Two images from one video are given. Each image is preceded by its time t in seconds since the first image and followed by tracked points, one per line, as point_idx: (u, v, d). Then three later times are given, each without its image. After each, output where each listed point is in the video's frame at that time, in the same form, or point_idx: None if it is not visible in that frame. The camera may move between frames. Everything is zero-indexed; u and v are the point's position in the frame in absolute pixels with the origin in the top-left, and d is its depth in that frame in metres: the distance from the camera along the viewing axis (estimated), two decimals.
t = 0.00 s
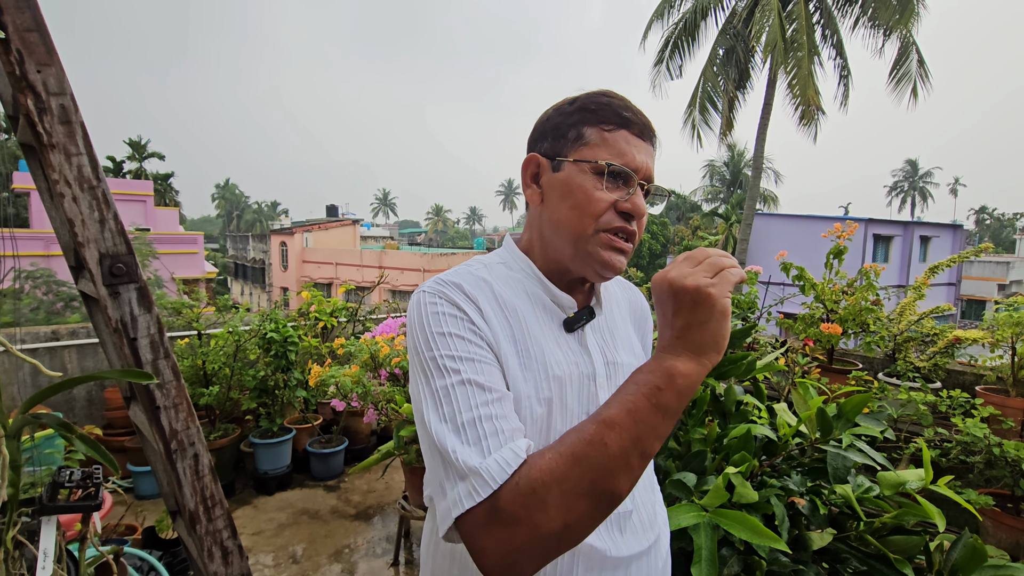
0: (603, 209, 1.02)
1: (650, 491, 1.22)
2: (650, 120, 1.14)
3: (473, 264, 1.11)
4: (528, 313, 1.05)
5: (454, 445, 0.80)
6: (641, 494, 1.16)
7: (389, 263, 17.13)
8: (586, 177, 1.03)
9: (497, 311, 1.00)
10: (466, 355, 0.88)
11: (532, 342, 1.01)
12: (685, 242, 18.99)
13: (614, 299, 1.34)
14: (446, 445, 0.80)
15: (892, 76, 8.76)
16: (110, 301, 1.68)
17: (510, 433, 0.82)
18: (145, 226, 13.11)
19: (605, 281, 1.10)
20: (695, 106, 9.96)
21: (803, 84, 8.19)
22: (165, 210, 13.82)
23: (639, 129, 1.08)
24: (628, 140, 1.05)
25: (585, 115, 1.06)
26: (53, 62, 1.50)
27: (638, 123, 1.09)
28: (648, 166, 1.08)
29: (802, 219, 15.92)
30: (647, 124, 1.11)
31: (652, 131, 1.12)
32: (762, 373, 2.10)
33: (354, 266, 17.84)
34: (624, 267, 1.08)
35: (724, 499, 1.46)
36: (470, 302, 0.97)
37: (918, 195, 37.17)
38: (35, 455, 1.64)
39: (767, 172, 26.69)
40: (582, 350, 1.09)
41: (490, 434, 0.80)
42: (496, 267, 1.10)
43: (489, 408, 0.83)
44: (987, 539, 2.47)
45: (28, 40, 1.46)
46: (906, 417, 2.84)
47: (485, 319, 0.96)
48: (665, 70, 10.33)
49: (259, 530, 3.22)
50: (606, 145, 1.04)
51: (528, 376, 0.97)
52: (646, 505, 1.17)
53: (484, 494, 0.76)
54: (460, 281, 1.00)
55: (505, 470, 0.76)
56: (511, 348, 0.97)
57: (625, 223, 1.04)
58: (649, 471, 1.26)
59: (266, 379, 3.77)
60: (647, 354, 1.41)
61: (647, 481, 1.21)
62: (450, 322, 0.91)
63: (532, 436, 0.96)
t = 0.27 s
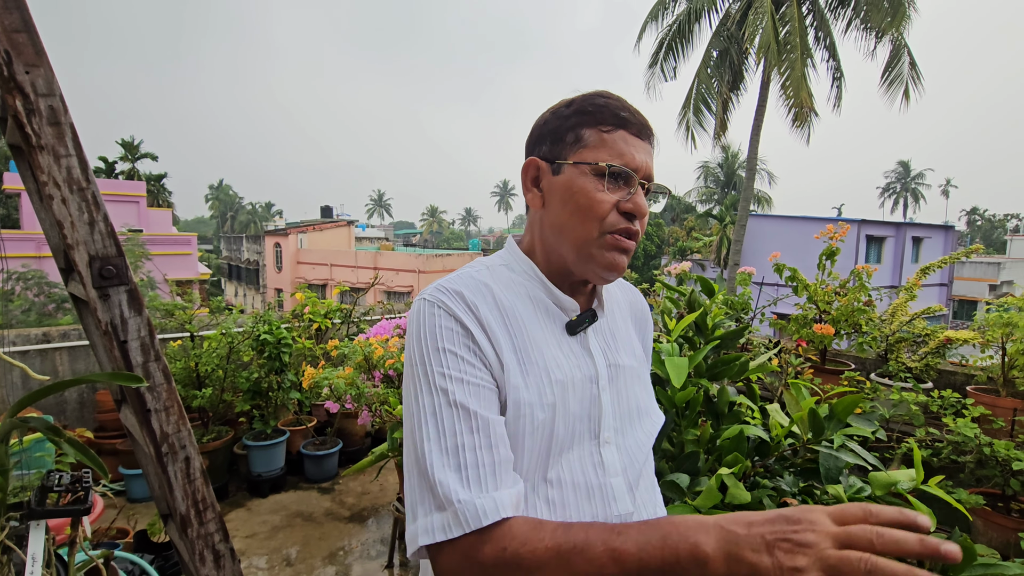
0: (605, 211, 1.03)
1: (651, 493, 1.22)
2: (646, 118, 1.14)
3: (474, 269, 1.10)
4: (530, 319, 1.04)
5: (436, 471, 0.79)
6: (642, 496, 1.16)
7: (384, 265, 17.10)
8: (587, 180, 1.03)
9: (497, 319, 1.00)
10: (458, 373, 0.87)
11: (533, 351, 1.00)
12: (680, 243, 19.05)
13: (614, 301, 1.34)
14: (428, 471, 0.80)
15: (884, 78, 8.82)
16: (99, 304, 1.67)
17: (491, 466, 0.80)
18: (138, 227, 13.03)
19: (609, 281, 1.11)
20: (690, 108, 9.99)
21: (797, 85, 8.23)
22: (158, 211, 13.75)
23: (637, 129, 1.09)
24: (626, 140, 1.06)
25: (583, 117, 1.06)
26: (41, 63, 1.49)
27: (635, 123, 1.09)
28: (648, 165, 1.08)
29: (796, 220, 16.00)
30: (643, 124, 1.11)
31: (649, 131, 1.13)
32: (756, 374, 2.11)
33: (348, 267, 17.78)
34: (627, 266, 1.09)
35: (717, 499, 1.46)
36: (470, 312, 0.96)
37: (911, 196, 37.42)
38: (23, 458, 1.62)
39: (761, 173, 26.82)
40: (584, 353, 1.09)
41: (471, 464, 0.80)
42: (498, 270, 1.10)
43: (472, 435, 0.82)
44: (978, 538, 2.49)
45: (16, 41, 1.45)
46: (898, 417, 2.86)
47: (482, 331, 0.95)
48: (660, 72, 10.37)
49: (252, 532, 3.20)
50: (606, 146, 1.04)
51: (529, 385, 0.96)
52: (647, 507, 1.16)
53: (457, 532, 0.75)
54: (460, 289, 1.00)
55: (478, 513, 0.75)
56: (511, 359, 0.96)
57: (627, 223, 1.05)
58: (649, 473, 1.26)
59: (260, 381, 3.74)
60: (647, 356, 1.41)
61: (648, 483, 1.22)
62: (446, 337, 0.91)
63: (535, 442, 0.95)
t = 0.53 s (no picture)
0: (598, 212, 1.03)
1: (646, 494, 1.21)
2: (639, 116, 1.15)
3: (466, 270, 1.09)
4: (519, 322, 1.03)
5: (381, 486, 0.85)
6: (637, 497, 1.15)
7: (379, 265, 17.06)
8: (580, 180, 1.03)
9: (482, 325, 0.99)
10: (420, 390, 0.89)
11: (520, 356, 0.98)
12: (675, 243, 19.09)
13: (610, 301, 1.33)
14: (375, 484, 0.86)
15: (878, 79, 8.87)
16: (92, 305, 1.65)
17: (428, 487, 0.86)
18: (131, 227, 12.96)
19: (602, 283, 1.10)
20: (685, 109, 10.00)
21: (791, 86, 8.27)
22: (152, 211, 13.67)
23: (631, 127, 1.09)
24: (620, 140, 1.06)
25: (575, 115, 1.06)
26: (32, 62, 1.48)
27: (629, 121, 1.09)
28: (641, 165, 1.09)
29: (790, 220, 16.06)
30: (637, 122, 1.12)
31: (642, 129, 1.13)
32: (751, 374, 2.11)
33: (343, 268, 17.73)
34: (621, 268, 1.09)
35: (712, 499, 1.46)
36: (449, 320, 0.95)
37: (904, 197, 37.64)
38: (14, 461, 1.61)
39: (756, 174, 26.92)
40: (576, 355, 1.08)
41: (410, 484, 0.85)
42: (490, 271, 1.10)
43: (418, 456, 0.86)
44: (971, 537, 2.50)
45: (7, 39, 1.43)
46: (892, 417, 2.87)
47: (462, 340, 0.94)
48: (655, 73, 10.39)
49: (247, 534, 3.19)
50: (599, 145, 1.04)
51: (516, 391, 0.95)
52: (642, 508, 1.16)
53: (387, 548, 0.82)
54: (445, 294, 0.99)
55: (403, 535, 0.81)
56: (495, 365, 0.95)
57: (620, 225, 1.05)
58: (645, 472, 1.26)
59: (254, 382, 3.70)
60: (643, 355, 1.40)
61: (643, 483, 1.21)
62: (418, 349, 0.91)
63: (520, 448, 0.94)
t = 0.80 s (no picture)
0: (576, 212, 1.02)
1: (631, 495, 1.21)
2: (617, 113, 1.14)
3: (450, 273, 1.11)
4: (498, 325, 1.03)
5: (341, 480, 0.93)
6: (620, 499, 1.15)
7: (376, 265, 17.05)
8: (556, 182, 1.03)
9: (458, 329, 1.00)
10: (382, 394, 0.94)
11: (496, 359, 0.99)
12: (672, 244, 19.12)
13: (598, 300, 1.33)
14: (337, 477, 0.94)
15: (873, 80, 8.91)
16: (86, 306, 1.65)
17: (381, 488, 0.93)
18: (127, 227, 12.91)
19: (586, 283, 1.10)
20: (682, 109, 10.02)
21: (787, 87, 8.29)
22: (147, 212, 13.62)
23: (606, 125, 1.09)
24: (595, 138, 1.06)
25: (550, 114, 1.06)
26: (25, 62, 1.47)
27: (604, 118, 1.09)
28: (618, 163, 1.08)
29: (786, 221, 16.11)
30: (613, 119, 1.11)
31: (619, 126, 1.12)
32: (747, 374, 2.11)
33: (340, 268, 17.70)
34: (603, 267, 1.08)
35: (708, 500, 1.46)
36: (420, 325, 0.98)
37: (899, 198, 37.80)
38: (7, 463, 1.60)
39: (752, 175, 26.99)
40: (558, 356, 1.08)
41: (364, 483, 0.92)
42: (474, 275, 1.11)
43: (375, 456, 0.93)
44: (966, 536, 2.52)
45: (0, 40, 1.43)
46: (888, 417, 2.88)
47: (433, 347, 0.96)
48: (652, 73, 10.41)
49: (243, 536, 3.18)
50: (574, 145, 1.04)
51: (489, 395, 0.96)
52: (626, 510, 1.16)
53: (341, 535, 0.91)
54: (422, 299, 1.01)
55: (353, 528, 0.90)
56: (469, 369, 0.97)
57: (600, 224, 1.05)
58: (630, 473, 1.25)
59: (251, 383, 3.71)
60: (633, 355, 1.40)
61: (628, 484, 1.21)
62: (384, 354, 0.95)
63: (495, 452, 0.96)
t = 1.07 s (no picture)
0: (550, 214, 1.02)
1: (615, 496, 1.21)
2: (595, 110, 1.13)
3: (434, 273, 1.12)
4: (477, 325, 1.04)
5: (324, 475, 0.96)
6: (603, 499, 1.14)
7: (375, 265, 17.05)
8: (529, 184, 1.03)
9: (438, 328, 1.01)
10: (361, 391, 0.96)
11: (474, 358, 1.00)
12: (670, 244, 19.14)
13: (584, 300, 1.32)
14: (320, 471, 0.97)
15: (871, 81, 8.94)
16: (83, 306, 1.64)
17: (361, 483, 0.94)
18: (125, 227, 12.88)
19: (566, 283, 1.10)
20: (680, 109, 10.03)
21: (786, 87, 8.31)
22: (145, 211, 13.59)
23: (583, 124, 1.08)
24: (569, 139, 1.05)
25: (525, 115, 1.06)
26: (22, 60, 1.46)
27: (580, 117, 1.08)
28: (595, 162, 1.07)
29: (784, 221, 16.13)
30: (591, 117, 1.10)
31: (597, 123, 1.11)
32: (745, 374, 2.11)
33: (338, 267, 17.68)
34: (582, 268, 1.08)
35: (707, 499, 1.46)
36: (398, 324, 0.99)
37: (897, 198, 37.89)
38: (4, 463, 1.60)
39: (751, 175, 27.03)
40: (538, 355, 1.08)
41: (344, 478, 0.94)
42: (458, 275, 1.12)
43: (354, 451, 0.94)
44: (963, 535, 2.52)
45: None
46: (886, 416, 2.89)
47: (410, 346, 0.97)
48: (650, 73, 10.41)
49: (241, 536, 3.17)
50: (546, 146, 1.04)
51: (465, 394, 0.97)
52: (609, 510, 1.15)
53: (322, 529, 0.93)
54: (401, 299, 1.02)
55: (332, 522, 0.92)
56: (446, 368, 0.98)
57: (576, 225, 1.04)
58: (615, 473, 1.24)
59: (249, 383, 3.70)
60: (622, 355, 1.39)
61: (612, 485, 1.20)
62: (364, 352, 0.97)
63: (472, 450, 0.96)
